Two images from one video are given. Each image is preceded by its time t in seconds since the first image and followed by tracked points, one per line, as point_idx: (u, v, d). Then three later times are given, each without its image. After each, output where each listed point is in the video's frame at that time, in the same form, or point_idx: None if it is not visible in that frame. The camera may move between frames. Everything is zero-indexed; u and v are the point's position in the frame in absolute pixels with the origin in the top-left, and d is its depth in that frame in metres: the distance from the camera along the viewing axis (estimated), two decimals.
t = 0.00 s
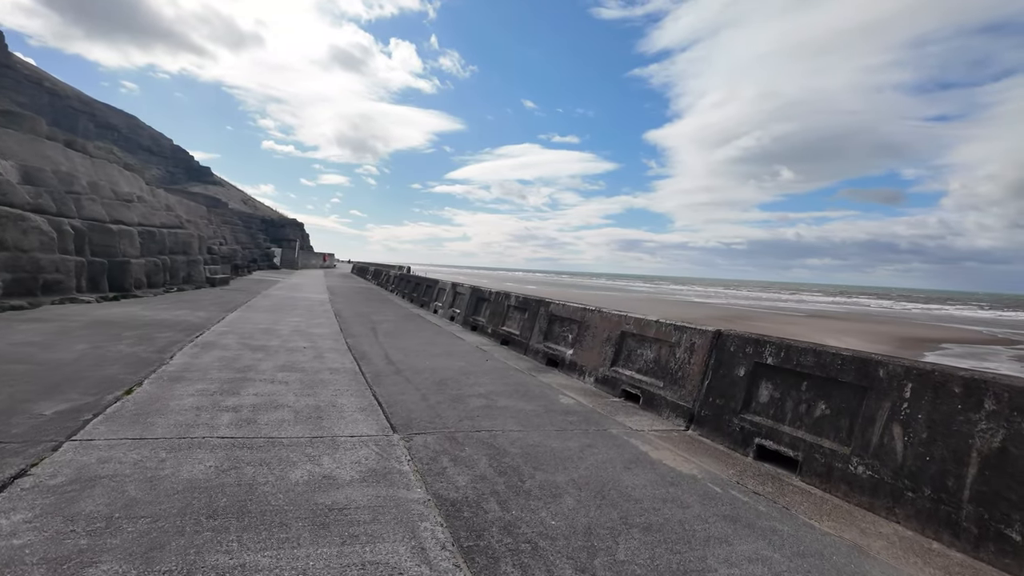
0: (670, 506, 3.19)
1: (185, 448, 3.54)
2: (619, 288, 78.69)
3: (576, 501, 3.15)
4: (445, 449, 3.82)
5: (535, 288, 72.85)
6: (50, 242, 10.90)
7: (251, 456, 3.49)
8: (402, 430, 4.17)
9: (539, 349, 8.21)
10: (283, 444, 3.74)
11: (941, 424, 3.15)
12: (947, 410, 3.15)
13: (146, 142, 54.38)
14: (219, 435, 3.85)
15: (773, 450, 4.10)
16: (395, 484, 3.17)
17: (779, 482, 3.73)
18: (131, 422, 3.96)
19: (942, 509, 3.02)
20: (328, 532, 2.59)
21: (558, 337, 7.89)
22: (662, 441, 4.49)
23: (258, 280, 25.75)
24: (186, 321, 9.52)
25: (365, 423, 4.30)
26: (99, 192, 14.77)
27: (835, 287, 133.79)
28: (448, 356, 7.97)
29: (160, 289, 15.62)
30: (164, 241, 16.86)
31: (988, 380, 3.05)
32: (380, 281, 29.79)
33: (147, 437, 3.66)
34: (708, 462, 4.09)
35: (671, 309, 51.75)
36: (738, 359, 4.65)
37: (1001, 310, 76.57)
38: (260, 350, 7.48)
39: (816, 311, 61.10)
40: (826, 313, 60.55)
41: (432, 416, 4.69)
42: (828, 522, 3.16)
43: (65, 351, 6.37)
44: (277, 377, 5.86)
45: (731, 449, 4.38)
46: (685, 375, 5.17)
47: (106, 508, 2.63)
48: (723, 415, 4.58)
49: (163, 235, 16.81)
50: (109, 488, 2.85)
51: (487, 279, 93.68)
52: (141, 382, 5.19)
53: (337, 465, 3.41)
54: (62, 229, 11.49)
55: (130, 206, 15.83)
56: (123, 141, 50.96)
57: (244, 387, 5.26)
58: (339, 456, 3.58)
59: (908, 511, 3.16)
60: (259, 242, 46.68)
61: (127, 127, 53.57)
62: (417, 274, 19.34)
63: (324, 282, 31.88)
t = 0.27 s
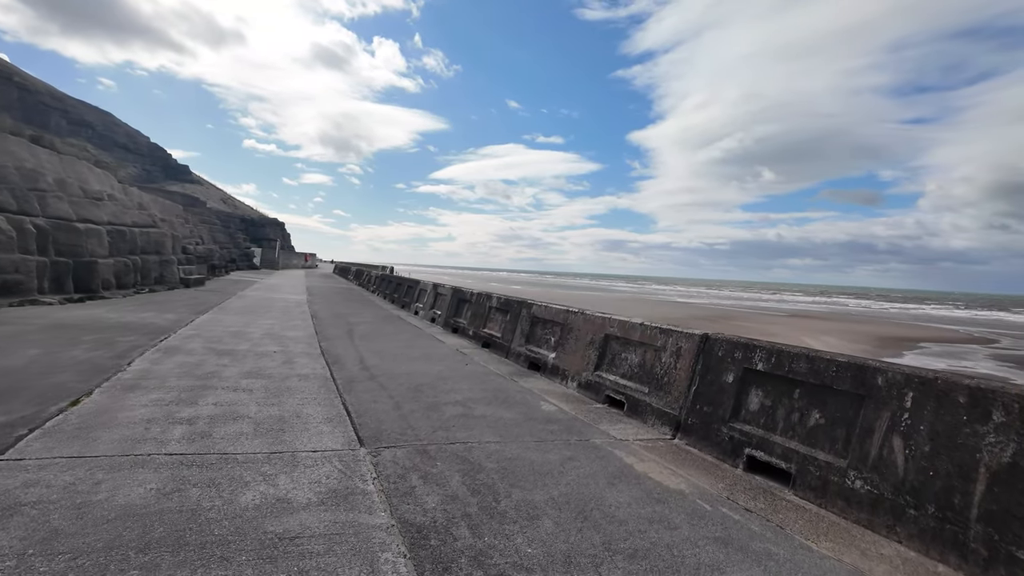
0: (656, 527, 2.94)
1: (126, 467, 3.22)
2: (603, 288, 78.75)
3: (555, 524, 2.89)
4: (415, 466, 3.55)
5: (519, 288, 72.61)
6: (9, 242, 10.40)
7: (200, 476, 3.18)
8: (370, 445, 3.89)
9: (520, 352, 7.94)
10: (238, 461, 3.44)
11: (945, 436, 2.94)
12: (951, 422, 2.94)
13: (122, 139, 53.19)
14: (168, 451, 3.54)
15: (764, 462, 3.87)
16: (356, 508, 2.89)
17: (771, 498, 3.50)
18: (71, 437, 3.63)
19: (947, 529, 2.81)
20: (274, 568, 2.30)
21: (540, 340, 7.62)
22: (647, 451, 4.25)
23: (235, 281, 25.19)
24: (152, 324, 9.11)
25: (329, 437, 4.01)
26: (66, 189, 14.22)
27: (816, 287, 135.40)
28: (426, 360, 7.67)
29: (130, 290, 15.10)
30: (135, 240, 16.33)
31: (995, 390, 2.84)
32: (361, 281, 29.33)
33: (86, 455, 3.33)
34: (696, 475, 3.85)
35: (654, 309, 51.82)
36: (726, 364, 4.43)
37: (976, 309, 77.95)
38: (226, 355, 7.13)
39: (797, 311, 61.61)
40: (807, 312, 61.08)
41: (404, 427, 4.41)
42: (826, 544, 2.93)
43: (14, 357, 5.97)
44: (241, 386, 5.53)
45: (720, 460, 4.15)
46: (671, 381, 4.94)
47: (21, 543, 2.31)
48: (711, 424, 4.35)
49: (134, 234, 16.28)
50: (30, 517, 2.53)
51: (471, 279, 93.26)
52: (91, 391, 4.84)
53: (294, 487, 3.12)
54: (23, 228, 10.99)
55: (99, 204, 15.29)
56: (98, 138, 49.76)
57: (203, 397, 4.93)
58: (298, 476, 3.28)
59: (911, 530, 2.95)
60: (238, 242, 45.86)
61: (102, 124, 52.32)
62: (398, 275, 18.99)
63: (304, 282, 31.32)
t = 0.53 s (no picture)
0: (633, 545, 2.69)
1: (43, 486, 2.86)
2: (581, 288, 78.88)
3: (523, 543, 2.62)
4: (371, 480, 3.25)
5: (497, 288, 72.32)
6: None
7: (126, 495, 2.84)
8: (324, 457, 3.58)
9: (494, 354, 7.65)
10: (172, 477, 3.11)
11: (940, 443, 2.75)
12: (947, 427, 2.74)
13: (89, 135, 51.64)
14: (95, 466, 3.18)
15: (747, 469, 3.65)
16: (300, 531, 2.59)
17: (755, 508, 3.28)
18: None
19: (944, 542, 2.60)
20: None
21: (515, 341, 7.33)
22: (624, 458, 4.00)
23: (204, 281, 24.49)
24: (106, 325, 8.64)
25: (280, 449, 3.69)
26: (20, 184, 13.55)
27: (790, 287, 137.54)
28: (395, 362, 7.34)
29: (89, 291, 14.47)
30: (95, 238, 15.67)
31: (994, 393, 2.65)
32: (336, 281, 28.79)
33: None
34: (675, 484, 3.62)
35: (632, 308, 51.97)
36: (707, 366, 4.20)
37: (943, 308, 79.85)
38: (181, 358, 6.72)
39: (772, 309, 62.36)
40: (782, 311, 61.85)
41: (364, 436, 4.10)
42: (815, 560, 2.71)
43: None
44: (192, 392, 5.16)
45: (700, 467, 3.93)
46: (650, 384, 4.70)
47: None
48: (690, 429, 4.13)
49: (95, 231, 15.63)
50: None
51: (449, 279, 92.67)
52: (22, 399, 4.44)
53: (233, 506, 2.81)
54: None
55: (57, 200, 14.63)
56: (63, 134, 48.23)
57: (147, 405, 4.56)
58: (238, 493, 2.97)
59: (904, 544, 2.75)
60: (210, 242, 44.80)
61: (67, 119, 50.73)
62: (372, 274, 18.57)
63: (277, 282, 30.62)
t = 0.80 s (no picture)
0: None
1: None
2: (562, 288, 78.87)
3: None
4: (325, 503, 2.96)
5: (479, 288, 72.00)
6: None
7: (43, 527, 2.50)
8: (277, 476, 3.27)
9: (471, 358, 7.35)
10: (101, 503, 2.78)
11: (944, 458, 2.53)
12: (951, 442, 2.53)
13: (58, 131, 50.24)
14: (14, 491, 2.84)
15: (734, 484, 3.43)
16: (239, 567, 2.29)
17: (744, 528, 3.06)
18: None
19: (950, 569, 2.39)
20: None
21: (492, 344, 7.04)
22: (604, 472, 3.75)
23: (176, 282, 23.82)
24: (61, 329, 8.18)
25: (229, 467, 3.37)
26: None
27: (769, 286, 139.27)
28: (366, 367, 7.03)
29: (50, 292, 13.88)
30: (58, 237, 15.06)
31: (1001, 405, 2.44)
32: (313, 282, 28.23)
33: None
34: (658, 501, 3.37)
35: (613, 309, 52.01)
36: (690, 372, 3.97)
37: (917, 307, 81.40)
38: (137, 365, 6.34)
39: (751, 309, 62.94)
40: (760, 311, 62.46)
41: (325, 450, 3.80)
42: None
43: None
44: (142, 402, 4.80)
45: (684, 480, 3.69)
46: (631, 391, 4.46)
47: None
48: (674, 439, 3.89)
49: (58, 230, 15.01)
50: None
51: (430, 279, 92.06)
52: None
53: (165, 539, 2.49)
54: None
55: (17, 198, 14.01)
56: (30, 130, 46.82)
57: (89, 417, 4.19)
58: (173, 522, 2.65)
59: (905, 569, 2.53)
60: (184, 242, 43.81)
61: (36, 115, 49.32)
62: (349, 275, 18.15)
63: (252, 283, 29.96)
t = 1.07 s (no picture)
0: None
1: None
2: (548, 288, 78.71)
3: None
4: (281, 524, 2.68)
5: (464, 288, 71.62)
6: None
7: None
8: (231, 494, 2.98)
9: (452, 360, 7.04)
10: (23, 528, 2.47)
11: (958, 472, 2.31)
12: (967, 454, 2.31)
13: (32, 128, 49.02)
14: None
15: (727, 496, 3.19)
16: None
17: (739, 545, 2.82)
18: None
19: None
20: None
21: (474, 346, 6.74)
22: (589, 484, 3.49)
23: (152, 281, 23.22)
24: (19, 331, 7.77)
25: (178, 483, 3.08)
26: None
27: (753, 287, 140.36)
28: (341, 370, 6.71)
29: (16, 292, 13.34)
30: (25, 236, 14.50)
31: None
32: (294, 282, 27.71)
33: None
34: (647, 515, 3.12)
35: (598, 309, 51.93)
36: (681, 376, 3.73)
37: (897, 307, 82.45)
38: (95, 368, 5.97)
39: (736, 309, 63.26)
40: (744, 311, 62.80)
41: (288, 463, 3.50)
42: None
43: None
44: (93, 409, 4.46)
45: (674, 492, 3.45)
46: (617, 396, 4.21)
47: None
48: (663, 448, 3.65)
49: (24, 228, 14.45)
50: None
51: (415, 279, 91.43)
52: None
53: (91, 569, 2.20)
54: None
55: None
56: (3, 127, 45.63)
57: (30, 426, 3.86)
58: (105, 548, 2.36)
59: None
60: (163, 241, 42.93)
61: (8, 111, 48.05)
62: (330, 274, 17.75)
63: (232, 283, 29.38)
